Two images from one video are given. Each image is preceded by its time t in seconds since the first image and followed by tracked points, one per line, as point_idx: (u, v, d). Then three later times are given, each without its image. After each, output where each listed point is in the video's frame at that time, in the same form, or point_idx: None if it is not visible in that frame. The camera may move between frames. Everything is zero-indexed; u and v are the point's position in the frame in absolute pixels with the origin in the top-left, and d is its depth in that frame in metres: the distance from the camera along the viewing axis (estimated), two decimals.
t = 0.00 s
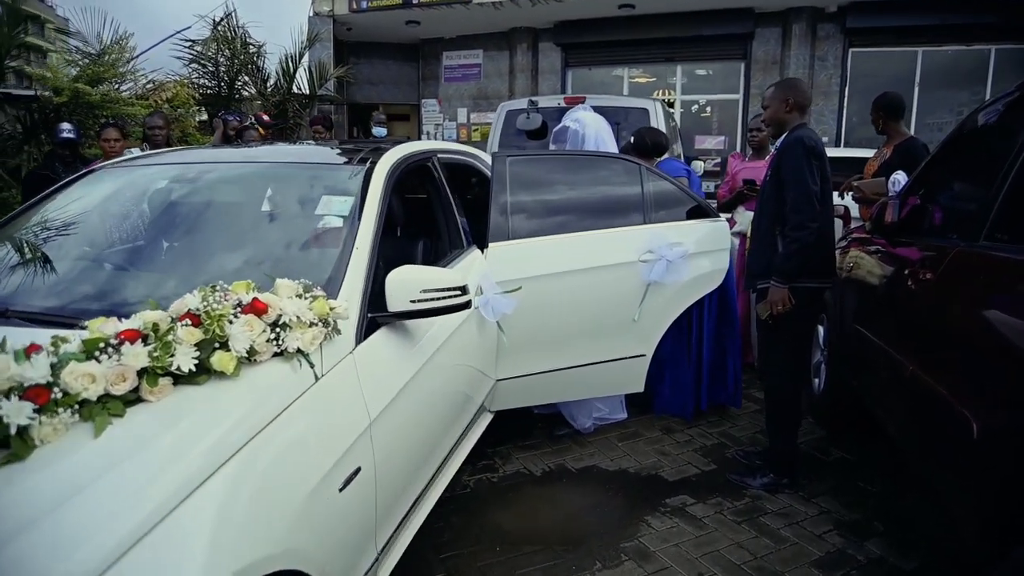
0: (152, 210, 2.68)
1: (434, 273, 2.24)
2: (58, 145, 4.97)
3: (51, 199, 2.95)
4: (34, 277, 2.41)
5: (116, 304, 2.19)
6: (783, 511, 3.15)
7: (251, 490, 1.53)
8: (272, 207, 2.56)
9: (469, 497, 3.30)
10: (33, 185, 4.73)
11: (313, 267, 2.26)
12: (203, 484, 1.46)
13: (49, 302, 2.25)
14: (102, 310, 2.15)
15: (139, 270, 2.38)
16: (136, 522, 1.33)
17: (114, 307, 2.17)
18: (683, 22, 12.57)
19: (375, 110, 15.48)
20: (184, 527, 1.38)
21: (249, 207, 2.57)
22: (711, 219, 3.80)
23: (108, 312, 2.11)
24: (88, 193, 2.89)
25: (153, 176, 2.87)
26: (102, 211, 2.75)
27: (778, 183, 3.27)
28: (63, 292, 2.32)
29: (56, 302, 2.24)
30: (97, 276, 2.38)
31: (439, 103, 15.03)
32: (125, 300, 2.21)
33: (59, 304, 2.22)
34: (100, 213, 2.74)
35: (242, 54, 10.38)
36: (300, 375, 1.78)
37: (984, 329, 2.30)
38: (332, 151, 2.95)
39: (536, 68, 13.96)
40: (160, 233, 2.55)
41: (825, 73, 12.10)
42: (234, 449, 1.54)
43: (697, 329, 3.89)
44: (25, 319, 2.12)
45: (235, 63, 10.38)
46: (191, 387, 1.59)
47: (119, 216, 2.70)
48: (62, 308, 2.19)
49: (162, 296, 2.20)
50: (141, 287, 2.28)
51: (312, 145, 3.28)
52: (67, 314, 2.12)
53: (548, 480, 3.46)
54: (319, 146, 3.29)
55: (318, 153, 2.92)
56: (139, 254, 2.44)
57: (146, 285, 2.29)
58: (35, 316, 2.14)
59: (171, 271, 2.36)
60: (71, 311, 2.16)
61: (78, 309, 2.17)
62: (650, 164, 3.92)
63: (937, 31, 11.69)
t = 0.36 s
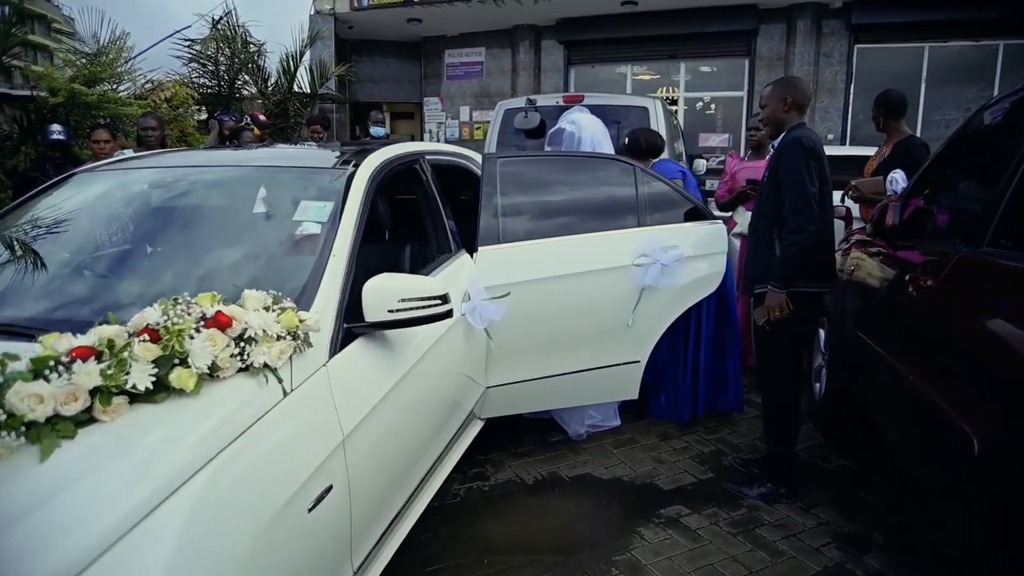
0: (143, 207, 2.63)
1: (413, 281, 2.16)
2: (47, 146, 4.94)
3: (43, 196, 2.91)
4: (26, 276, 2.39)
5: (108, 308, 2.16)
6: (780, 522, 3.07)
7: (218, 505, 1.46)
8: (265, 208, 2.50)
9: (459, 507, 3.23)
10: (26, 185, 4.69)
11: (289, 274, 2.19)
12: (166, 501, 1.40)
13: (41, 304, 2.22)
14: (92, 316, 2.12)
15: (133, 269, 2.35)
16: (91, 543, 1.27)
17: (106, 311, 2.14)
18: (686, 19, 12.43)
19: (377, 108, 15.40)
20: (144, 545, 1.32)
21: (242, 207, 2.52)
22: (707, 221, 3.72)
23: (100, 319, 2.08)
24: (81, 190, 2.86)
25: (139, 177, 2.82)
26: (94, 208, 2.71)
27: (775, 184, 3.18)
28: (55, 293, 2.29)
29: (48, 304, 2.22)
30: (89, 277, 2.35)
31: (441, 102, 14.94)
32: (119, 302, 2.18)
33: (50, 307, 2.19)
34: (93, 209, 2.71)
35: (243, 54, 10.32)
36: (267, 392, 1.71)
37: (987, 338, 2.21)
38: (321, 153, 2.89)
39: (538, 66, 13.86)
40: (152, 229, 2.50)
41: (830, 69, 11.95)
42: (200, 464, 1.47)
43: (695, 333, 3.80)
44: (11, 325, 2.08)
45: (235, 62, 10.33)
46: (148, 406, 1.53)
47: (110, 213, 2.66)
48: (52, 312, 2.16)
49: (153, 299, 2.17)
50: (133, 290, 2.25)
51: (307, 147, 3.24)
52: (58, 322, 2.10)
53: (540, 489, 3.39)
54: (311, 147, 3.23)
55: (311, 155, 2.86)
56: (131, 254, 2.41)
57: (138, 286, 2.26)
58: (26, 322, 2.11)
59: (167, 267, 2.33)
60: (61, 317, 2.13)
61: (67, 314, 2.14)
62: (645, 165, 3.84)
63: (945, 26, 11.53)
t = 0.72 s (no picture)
0: (137, 205, 2.58)
1: (393, 290, 2.07)
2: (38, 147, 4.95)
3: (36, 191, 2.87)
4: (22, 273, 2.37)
5: (102, 309, 2.13)
6: (778, 536, 2.98)
7: (184, 530, 1.38)
8: (257, 209, 2.44)
9: (448, 518, 3.15)
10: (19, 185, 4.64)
11: (267, 283, 2.11)
12: (124, 524, 1.32)
13: (35, 305, 2.20)
14: (84, 320, 2.09)
15: (130, 265, 2.33)
16: (48, 562, 1.21)
17: (100, 313, 2.12)
18: (690, 16, 12.31)
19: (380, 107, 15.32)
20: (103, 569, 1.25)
21: (237, 206, 2.48)
22: (706, 225, 3.63)
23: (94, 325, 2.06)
24: (75, 186, 2.81)
25: (127, 178, 2.77)
26: (89, 203, 2.67)
27: (775, 187, 3.08)
28: (50, 291, 2.27)
29: (42, 305, 2.20)
30: (84, 274, 2.33)
31: (444, 100, 14.85)
32: (114, 299, 2.17)
33: (43, 309, 2.17)
34: (88, 204, 2.67)
35: (243, 53, 10.26)
36: (234, 411, 1.62)
37: (991, 351, 2.12)
38: (312, 156, 2.82)
39: (541, 64, 13.75)
40: (146, 227, 2.47)
41: (836, 67, 11.80)
42: (167, 481, 1.41)
43: (693, 339, 3.71)
44: None
45: (236, 61, 10.27)
46: (104, 427, 1.45)
47: (103, 209, 2.61)
48: (43, 316, 2.14)
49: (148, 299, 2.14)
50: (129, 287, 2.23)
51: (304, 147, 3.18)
52: (48, 328, 2.07)
53: (532, 499, 3.30)
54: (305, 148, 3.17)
55: (302, 157, 2.79)
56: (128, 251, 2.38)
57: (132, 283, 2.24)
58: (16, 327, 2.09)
59: (166, 262, 2.31)
60: (52, 321, 2.11)
61: (59, 317, 2.12)
62: (641, 167, 3.75)
63: (953, 24, 11.37)
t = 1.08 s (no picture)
0: (136, 205, 2.54)
1: (377, 301, 2.00)
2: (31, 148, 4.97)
3: (34, 190, 2.83)
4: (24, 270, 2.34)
5: (100, 309, 2.09)
6: (780, 551, 2.90)
7: (157, 551, 1.33)
8: (254, 212, 2.37)
9: (441, 530, 3.08)
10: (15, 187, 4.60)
11: (248, 294, 2.04)
12: (95, 541, 1.29)
13: (33, 304, 2.16)
14: (82, 321, 2.05)
15: (131, 260, 2.28)
16: (39, 561, 1.22)
17: (99, 312, 2.08)
18: (697, 16, 12.21)
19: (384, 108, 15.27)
20: None
21: (237, 204, 2.43)
22: (707, 231, 3.54)
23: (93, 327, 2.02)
24: (74, 185, 2.77)
25: (119, 180, 2.73)
26: (87, 200, 2.63)
27: (777, 192, 2.99)
28: (49, 288, 2.24)
29: (39, 303, 2.16)
30: (86, 268, 2.30)
31: (448, 101, 14.79)
32: (116, 295, 2.14)
33: (41, 308, 2.13)
34: (86, 202, 2.62)
35: (247, 54, 10.23)
36: (206, 431, 1.55)
37: (999, 366, 2.03)
38: (305, 160, 2.76)
39: (546, 64, 13.68)
40: (146, 225, 2.42)
41: (843, 67, 11.67)
42: (139, 498, 1.37)
43: (695, 346, 3.62)
44: None
45: (239, 63, 10.23)
46: (65, 450, 1.39)
47: (98, 209, 2.56)
48: (38, 317, 2.10)
49: (150, 299, 2.10)
50: (129, 282, 2.20)
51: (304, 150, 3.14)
52: (44, 330, 2.03)
53: (528, 511, 3.22)
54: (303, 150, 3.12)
55: (296, 162, 2.74)
56: (128, 247, 2.34)
57: (130, 281, 2.20)
58: (14, 328, 2.06)
59: (167, 259, 2.26)
60: (48, 322, 2.07)
61: (56, 318, 2.08)
62: (640, 171, 3.66)
63: (963, 22, 11.22)
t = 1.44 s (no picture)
0: (129, 202, 2.48)
1: (354, 313, 1.91)
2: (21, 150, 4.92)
3: (24, 190, 2.77)
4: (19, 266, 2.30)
5: (96, 306, 2.05)
6: (780, 567, 2.80)
7: (133, 564, 1.29)
8: (249, 209, 2.30)
9: (431, 544, 2.99)
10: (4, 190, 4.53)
11: (234, 298, 1.97)
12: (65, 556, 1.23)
13: (28, 301, 2.12)
14: (77, 319, 2.01)
15: (129, 255, 2.23)
16: (37, 552, 1.22)
17: (96, 309, 2.04)
18: (700, 15, 12.10)
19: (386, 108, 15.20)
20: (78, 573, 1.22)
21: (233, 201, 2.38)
22: (706, 235, 3.45)
23: (87, 328, 1.97)
24: (66, 184, 2.71)
25: (105, 183, 2.66)
26: (78, 199, 2.57)
27: (778, 195, 2.89)
28: (45, 283, 2.19)
29: (32, 302, 2.11)
30: (83, 262, 2.25)
31: (450, 101, 14.69)
32: (114, 290, 2.09)
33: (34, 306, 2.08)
34: (77, 201, 2.56)
35: (247, 54, 10.16)
36: (168, 450, 1.48)
37: (1005, 379, 1.94)
38: (291, 163, 2.69)
39: (548, 64, 13.59)
40: (140, 221, 2.37)
41: (848, 65, 11.54)
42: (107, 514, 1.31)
43: (693, 353, 3.53)
44: None
45: (239, 63, 10.16)
46: (13, 475, 1.32)
47: (83, 210, 2.49)
48: (32, 316, 2.05)
49: (148, 296, 2.06)
50: (128, 277, 2.15)
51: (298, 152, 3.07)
52: (35, 331, 1.98)
53: (521, 522, 3.13)
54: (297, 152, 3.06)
55: (283, 165, 2.67)
56: (124, 243, 2.28)
57: (128, 276, 2.15)
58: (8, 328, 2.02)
59: (166, 256, 2.21)
60: (40, 322, 2.02)
61: (50, 317, 2.04)
62: (637, 173, 3.57)
63: (969, 20, 11.08)
